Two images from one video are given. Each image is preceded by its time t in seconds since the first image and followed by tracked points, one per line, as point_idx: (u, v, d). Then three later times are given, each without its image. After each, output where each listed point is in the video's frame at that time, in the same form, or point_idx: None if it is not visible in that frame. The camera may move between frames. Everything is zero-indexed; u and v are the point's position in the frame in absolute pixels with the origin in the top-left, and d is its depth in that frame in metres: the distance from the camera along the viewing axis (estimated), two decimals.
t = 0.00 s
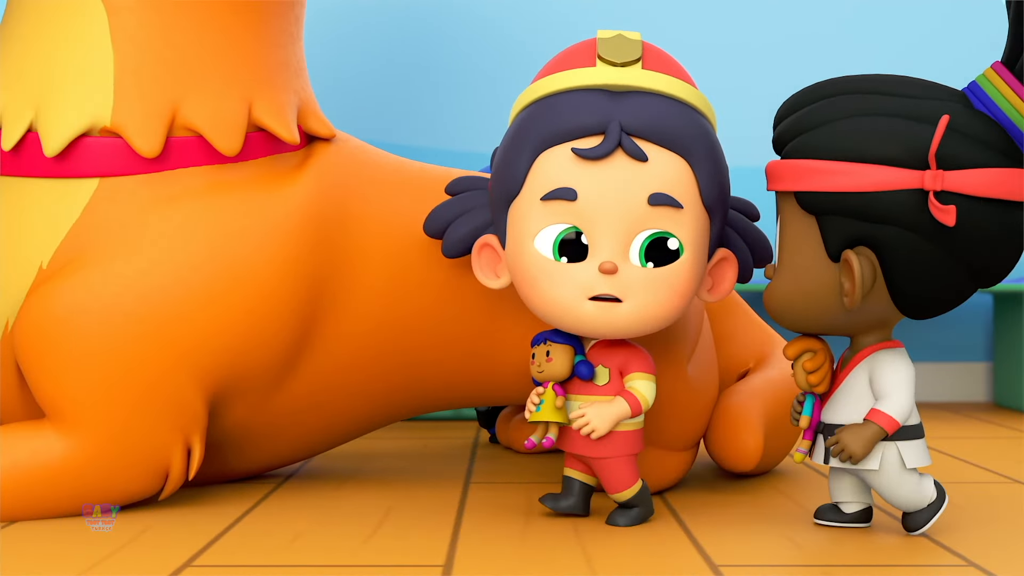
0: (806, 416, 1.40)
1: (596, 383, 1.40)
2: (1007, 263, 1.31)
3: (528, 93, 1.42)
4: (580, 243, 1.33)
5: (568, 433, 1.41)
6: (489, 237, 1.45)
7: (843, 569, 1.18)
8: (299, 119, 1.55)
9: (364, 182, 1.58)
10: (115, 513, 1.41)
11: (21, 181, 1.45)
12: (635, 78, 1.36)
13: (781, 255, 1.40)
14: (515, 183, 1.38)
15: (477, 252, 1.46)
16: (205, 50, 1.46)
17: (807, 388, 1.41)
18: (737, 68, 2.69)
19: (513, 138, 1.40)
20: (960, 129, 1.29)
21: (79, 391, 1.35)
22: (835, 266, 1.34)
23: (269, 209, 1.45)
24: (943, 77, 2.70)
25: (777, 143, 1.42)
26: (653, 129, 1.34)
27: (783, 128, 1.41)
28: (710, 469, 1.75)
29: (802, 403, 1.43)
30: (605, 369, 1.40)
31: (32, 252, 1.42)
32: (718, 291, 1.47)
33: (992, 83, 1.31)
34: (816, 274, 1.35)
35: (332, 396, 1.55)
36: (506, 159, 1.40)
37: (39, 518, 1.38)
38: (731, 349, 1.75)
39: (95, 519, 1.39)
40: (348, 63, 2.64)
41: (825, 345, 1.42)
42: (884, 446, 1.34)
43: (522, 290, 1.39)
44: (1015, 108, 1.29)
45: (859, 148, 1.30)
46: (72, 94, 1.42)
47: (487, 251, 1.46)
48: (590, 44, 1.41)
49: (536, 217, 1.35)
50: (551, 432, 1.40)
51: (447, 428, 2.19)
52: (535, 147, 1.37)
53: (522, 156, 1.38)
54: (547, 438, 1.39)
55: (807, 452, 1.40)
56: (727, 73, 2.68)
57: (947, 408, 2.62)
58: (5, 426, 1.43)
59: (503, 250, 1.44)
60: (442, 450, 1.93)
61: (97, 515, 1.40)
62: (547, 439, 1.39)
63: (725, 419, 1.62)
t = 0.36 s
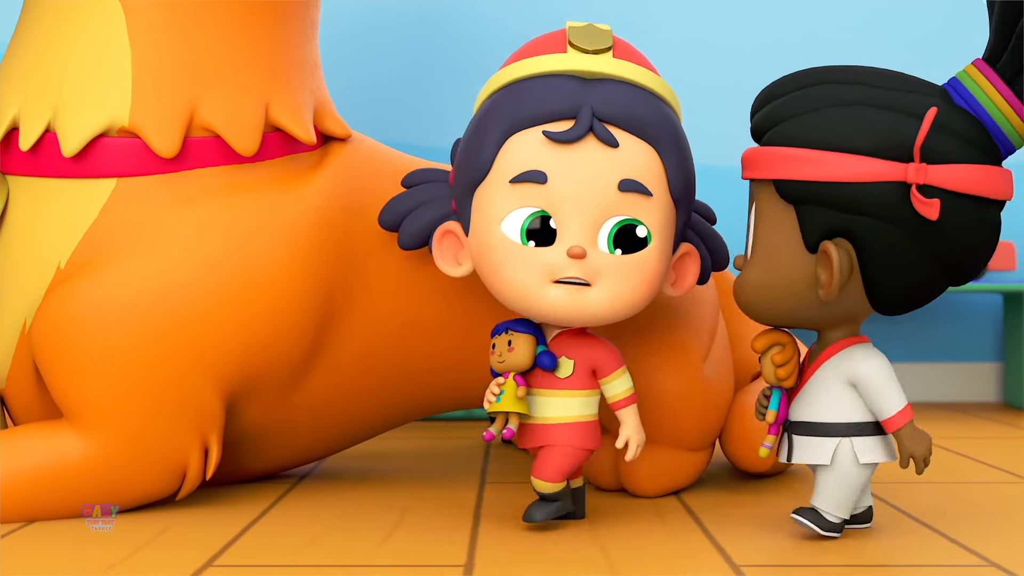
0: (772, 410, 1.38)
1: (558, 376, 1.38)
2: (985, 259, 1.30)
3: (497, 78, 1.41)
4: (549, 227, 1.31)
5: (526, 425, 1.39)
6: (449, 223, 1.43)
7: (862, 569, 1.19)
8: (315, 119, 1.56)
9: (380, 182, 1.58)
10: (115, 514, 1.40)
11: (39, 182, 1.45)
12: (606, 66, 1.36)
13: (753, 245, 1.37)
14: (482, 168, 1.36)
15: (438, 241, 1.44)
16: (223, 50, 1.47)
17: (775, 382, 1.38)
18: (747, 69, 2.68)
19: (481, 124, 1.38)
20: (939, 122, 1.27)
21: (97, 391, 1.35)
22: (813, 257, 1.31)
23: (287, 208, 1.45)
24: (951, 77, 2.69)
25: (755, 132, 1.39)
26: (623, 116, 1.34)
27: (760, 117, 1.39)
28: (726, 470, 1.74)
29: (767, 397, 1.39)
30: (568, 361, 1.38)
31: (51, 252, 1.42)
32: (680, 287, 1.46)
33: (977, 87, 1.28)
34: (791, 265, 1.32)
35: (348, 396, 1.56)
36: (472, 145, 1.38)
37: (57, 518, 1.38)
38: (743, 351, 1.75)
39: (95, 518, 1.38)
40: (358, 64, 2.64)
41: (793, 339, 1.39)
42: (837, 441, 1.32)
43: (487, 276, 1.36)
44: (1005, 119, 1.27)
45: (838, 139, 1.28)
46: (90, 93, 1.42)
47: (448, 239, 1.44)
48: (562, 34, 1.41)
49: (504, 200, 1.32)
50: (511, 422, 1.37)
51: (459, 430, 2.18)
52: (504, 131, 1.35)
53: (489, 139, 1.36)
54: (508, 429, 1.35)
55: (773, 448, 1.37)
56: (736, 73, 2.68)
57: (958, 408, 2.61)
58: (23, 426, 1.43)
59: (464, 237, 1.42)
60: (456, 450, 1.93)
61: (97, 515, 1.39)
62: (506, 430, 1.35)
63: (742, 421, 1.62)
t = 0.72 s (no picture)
0: (687, 402, 1.37)
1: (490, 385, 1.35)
2: (896, 251, 1.25)
3: (424, 79, 1.39)
4: (472, 236, 1.29)
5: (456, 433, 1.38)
6: (381, 231, 1.41)
7: (864, 568, 1.19)
8: (318, 120, 1.57)
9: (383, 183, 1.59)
10: (115, 514, 1.40)
11: (42, 182, 1.45)
12: (530, 67, 1.34)
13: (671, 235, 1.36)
14: (409, 175, 1.34)
15: (369, 248, 1.41)
16: (226, 50, 1.47)
17: (690, 373, 1.39)
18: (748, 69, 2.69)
19: (406, 130, 1.36)
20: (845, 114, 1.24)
21: (99, 391, 1.36)
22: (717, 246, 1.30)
23: (290, 208, 1.46)
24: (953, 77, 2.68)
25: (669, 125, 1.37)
26: (547, 120, 1.31)
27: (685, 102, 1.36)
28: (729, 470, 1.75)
29: (685, 387, 1.39)
30: (500, 369, 1.36)
31: (54, 252, 1.42)
32: (616, 291, 1.43)
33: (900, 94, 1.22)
34: (698, 253, 1.32)
35: (352, 396, 1.56)
36: (399, 153, 1.36)
37: (61, 518, 1.38)
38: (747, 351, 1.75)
39: (95, 518, 1.38)
40: (359, 64, 2.64)
41: (712, 329, 1.39)
42: (765, 447, 1.28)
43: (414, 287, 1.34)
44: (931, 124, 1.22)
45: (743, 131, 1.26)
46: (93, 93, 1.42)
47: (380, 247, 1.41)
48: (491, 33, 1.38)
49: (427, 209, 1.31)
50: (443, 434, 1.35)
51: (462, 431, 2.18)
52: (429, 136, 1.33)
53: (417, 146, 1.34)
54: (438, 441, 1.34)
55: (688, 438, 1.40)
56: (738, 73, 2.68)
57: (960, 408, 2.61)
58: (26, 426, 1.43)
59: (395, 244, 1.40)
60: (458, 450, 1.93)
61: (97, 515, 1.39)
62: (436, 442, 1.34)
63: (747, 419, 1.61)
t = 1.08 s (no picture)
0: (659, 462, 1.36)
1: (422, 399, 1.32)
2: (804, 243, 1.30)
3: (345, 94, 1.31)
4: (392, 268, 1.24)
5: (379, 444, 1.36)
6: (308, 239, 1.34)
7: (864, 568, 1.19)
8: (318, 120, 1.57)
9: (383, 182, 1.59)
10: (115, 514, 1.40)
11: (42, 182, 1.45)
12: (458, 85, 1.25)
13: (619, 314, 1.28)
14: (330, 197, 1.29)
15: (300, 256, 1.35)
16: (225, 50, 1.47)
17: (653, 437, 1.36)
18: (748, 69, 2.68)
19: (330, 147, 1.30)
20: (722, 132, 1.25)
21: (98, 391, 1.35)
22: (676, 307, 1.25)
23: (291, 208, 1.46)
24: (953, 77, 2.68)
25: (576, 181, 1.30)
26: (470, 145, 1.23)
27: (585, 159, 1.30)
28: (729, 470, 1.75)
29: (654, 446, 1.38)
30: (431, 385, 1.32)
31: (54, 252, 1.42)
32: (551, 306, 1.36)
33: (744, 91, 1.28)
34: (661, 319, 1.25)
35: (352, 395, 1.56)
36: (323, 169, 1.30)
37: (60, 518, 1.38)
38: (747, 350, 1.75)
39: (95, 518, 1.38)
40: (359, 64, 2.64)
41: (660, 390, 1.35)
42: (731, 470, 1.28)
43: (338, 311, 1.30)
44: (783, 107, 1.28)
45: (672, 184, 1.23)
46: (92, 93, 1.42)
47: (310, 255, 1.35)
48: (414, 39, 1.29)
49: (346, 238, 1.26)
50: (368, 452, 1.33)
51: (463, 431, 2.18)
52: (351, 157, 1.27)
53: (337, 167, 1.28)
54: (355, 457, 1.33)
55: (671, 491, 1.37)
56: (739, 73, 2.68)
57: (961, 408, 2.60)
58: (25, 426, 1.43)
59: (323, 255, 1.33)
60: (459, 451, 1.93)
61: (97, 515, 1.39)
62: (351, 458, 1.32)
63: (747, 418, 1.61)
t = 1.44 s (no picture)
0: (660, 488, 1.32)
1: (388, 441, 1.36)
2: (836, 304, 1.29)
3: (283, 180, 1.19)
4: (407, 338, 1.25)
5: (345, 503, 1.30)
6: (265, 340, 1.22)
7: (866, 568, 1.19)
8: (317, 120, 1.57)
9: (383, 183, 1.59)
10: (115, 514, 1.40)
11: (40, 181, 1.44)
12: (415, 143, 1.27)
13: (702, 304, 1.19)
14: (321, 287, 1.19)
15: (248, 358, 1.23)
16: (223, 51, 1.47)
17: (660, 459, 1.32)
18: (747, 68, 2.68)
19: (286, 242, 1.19)
20: (782, 162, 1.24)
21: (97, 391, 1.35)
22: (784, 311, 1.22)
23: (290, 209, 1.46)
24: (954, 75, 2.67)
25: (641, 177, 1.23)
26: (439, 200, 1.29)
27: (643, 159, 1.25)
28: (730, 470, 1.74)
29: (656, 469, 1.34)
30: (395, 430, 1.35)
31: (52, 252, 1.41)
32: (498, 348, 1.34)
33: (788, 141, 1.31)
34: (761, 322, 1.21)
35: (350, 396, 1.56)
36: (286, 266, 1.19)
37: (59, 519, 1.38)
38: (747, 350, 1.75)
39: (95, 519, 1.38)
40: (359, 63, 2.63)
41: (680, 417, 1.33)
42: (727, 505, 1.28)
43: (342, 389, 1.25)
44: (813, 160, 1.31)
45: (744, 194, 1.19)
46: (91, 92, 1.42)
47: (259, 353, 1.23)
48: (351, 104, 1.24)
49: (365, 334, 1.22)
50: (341, 522, 1.24)
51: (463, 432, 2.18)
52: (345, 241, 1.20)
53: (317, 257, 1.19)
54: (406, 528, 1.31)
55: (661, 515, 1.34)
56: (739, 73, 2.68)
57: (961, 407, 2.60)
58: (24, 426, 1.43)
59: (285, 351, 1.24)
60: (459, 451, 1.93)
61: (97, 515, 1.38)
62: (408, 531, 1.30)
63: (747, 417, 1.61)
